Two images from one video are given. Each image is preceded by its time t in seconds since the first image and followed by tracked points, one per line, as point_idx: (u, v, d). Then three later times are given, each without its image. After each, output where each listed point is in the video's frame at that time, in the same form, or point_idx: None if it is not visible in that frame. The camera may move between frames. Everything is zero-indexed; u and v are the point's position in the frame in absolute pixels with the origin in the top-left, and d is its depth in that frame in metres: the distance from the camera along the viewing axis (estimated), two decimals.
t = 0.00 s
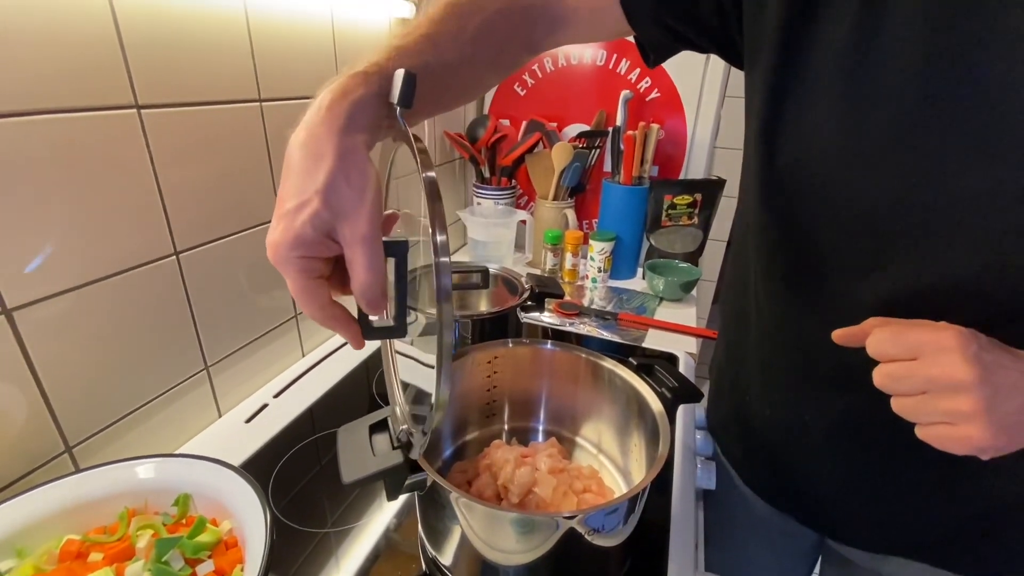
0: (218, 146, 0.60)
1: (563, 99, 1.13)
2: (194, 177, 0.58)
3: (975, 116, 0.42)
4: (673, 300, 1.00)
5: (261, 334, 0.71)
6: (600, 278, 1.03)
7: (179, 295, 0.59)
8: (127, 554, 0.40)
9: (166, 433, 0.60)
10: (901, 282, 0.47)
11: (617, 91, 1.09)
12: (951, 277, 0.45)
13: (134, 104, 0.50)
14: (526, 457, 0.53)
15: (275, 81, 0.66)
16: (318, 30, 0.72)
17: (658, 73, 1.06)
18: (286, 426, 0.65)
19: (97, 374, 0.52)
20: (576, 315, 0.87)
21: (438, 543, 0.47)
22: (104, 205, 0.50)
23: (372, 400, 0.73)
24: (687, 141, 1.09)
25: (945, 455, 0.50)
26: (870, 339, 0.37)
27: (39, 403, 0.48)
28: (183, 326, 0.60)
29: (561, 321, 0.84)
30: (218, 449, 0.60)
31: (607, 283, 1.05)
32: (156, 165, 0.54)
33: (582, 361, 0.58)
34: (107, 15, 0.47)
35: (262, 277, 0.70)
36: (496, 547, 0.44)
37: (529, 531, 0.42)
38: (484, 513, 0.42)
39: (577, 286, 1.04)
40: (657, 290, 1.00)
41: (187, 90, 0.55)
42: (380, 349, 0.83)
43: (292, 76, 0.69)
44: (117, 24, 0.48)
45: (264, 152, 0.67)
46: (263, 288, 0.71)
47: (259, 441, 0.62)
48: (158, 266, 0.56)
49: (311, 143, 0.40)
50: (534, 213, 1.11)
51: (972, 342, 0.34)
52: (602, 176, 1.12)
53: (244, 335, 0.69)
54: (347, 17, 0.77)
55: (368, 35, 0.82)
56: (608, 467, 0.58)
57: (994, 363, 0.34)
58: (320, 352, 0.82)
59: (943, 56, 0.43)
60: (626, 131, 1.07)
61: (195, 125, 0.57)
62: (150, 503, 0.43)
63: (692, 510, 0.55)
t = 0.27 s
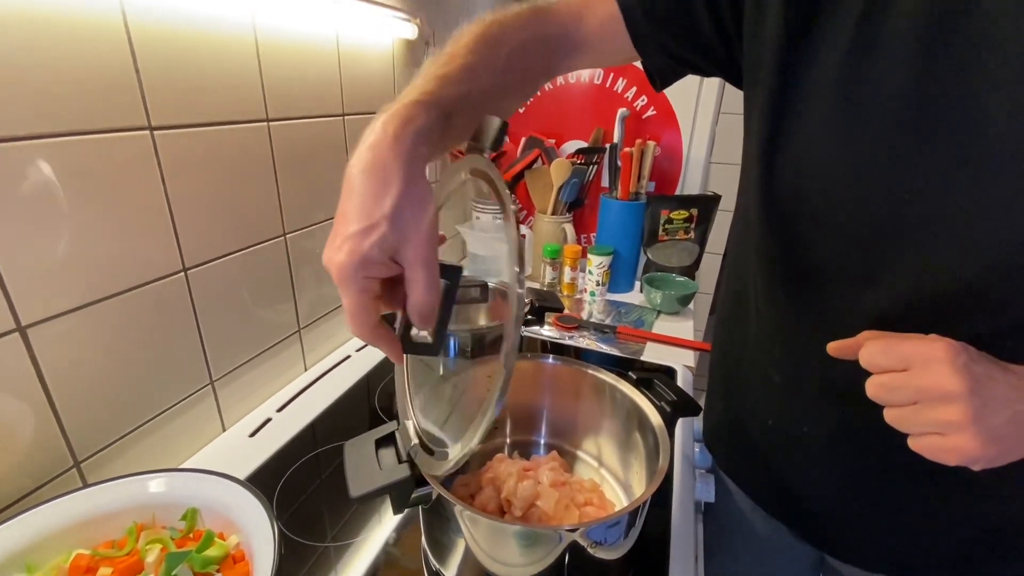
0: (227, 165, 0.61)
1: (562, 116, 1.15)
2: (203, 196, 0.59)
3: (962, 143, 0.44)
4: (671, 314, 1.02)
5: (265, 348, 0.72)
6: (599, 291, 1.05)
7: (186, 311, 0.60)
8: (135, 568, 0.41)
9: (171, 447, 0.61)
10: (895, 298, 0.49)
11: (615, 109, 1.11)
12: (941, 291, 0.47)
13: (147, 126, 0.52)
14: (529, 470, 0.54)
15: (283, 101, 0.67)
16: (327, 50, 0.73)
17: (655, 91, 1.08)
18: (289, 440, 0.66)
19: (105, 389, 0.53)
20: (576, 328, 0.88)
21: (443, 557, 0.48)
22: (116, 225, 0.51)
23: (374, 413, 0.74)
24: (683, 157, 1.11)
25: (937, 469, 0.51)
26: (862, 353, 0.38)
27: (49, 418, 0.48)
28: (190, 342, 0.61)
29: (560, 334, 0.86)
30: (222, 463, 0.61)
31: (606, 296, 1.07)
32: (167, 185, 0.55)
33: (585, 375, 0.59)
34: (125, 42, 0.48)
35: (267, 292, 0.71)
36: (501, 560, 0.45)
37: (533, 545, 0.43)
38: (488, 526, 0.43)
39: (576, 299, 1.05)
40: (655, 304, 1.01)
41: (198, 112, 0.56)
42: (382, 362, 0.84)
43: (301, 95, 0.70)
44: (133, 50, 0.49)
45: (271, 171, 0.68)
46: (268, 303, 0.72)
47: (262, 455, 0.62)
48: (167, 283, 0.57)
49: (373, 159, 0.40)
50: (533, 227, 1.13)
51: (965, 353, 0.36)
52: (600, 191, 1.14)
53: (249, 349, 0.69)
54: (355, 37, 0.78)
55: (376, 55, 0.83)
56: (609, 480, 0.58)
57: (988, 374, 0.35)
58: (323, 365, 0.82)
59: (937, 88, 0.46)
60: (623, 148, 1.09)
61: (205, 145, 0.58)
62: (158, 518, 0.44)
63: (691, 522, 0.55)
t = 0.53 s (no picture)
0: (241, 185, 0.64)
1: (559, 136, 1.19)
2: (219, 215, 0.62)
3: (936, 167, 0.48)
4: (666, 326, 1.04)
5: (273, 361, 0.74)
6: (596, 305, 1.08)
7: (201, 324, 0.62)
8: (154, 571, 0.43)
9: (184, 457, 0.62)
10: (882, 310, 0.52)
11: (610, 129, 1.15)
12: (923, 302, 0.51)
13: (170, 150, 0.55)
14: (530, 477, 0.56)
15: (294, 125, 0.70)
16: (335, 76, 0.76)
17: (648, 112, 1.12)
18: (297, 450, 0.68)
19: (124, 400, 0.55)
20: (574, 341, 0.91)
21: (449, 561, 0.50)
22: (139, 242, 0.53)
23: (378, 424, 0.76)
24: (677, 175, 1.15)
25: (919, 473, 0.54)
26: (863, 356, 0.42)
27: (72, 428, 0.51)
28: (204, 355, 0.63)
29: (559, 346, 0.90)
30: (232, 473, 0.63)
31: (603, 310, 1.09)
32: (187, 204, 0.58)
33: (582, 386, 0.61)
34: (152, 72, 0.51)
35: (276, 307, 0.73)
36: (503, 563, 0.47)
37: (534, 547, 0.45)
38: (493, 531, 0.45)
39: (574, 312, 1.08)
40: (651, 317, 1.04)
41: (217, 136, 0.59)
42: (386, 374, 0.86)
43: (311, 119, 0.73)
44: (160, 79, 0.52)
45: (282, 190, 0.71)
46: (277, 317, 0.74)
47: (272, 464, 0.64)
48: (183, 298, 0.59)
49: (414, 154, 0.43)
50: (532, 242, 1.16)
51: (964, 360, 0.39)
52: (597, 208, 1.18)
53: (258, 362, 0.72)
54: (362, 63, 0.81)
55: (381, 79, 0.86)
56: (607, 488, 0.60)
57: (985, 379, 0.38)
58: (327, 378, 0.84)
59: (912, 118, 0.51)
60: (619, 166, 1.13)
61: (222, 167, 0.61)
62: (175, 524, 0.46)
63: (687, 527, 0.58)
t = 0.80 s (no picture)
0: (247, 209, 0.68)
1: (552, 158, 1.24)
2: (226, 237, 0.65)
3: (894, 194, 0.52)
4: (655, 342, 1.07)
5: (274, 376, 0.77)
6: (588, 321, 1.10)
7: (206, 340, 0.65)
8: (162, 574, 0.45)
9: (187, 469, 0.65)
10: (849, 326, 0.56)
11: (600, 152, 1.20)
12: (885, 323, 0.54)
13: (182, 177, 0.58)
14: (519, 486, 0.59)
15: (298, 151, 0.74)
16: (337, 105, 0.80)
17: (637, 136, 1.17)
18: (296, 462, 0.70)
19: (133, 412, 0.58)
20: (565, 356, 0.95)
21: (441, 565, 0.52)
22: (151, 263, 0.57)
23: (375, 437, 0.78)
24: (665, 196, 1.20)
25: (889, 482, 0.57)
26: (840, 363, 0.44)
27: (84, 439, 0.53)
28: (208, 370, 0.66)
29: (550, 361, 0.93)
30: (233, 484, 0.65)
31: (594, 326, 1.13)
32: (196, 227, 0.61)
33: (569, 399, 0.64)
34: (168, 106, 0.55)
35: (277, 324, 0.77)
36: (492, 566, 0.49)
37: (521, 549, 0.48)
38: (482, 532, 0.48)
39: (566, 328, 1.11)
40: (640, 333, 1.07)
41: (225, 163, 0.63)
42: (382, 389, 0.88)
43: (314, 145, 0.77)
44: (175, 112, 0.56)
45: (286, 212, 0.74)
46: (278, 334, 0.77)
47: (271, 476, 0.67)
48: (190, 315, 0.62)
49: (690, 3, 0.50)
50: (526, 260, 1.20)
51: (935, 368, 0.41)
52: (588, 227, 1.22)
53: (259, 377, 0.74)
54: (363, 92, 0.86)
55: (381, 107, 0.91)
56: (594, 496, 0.63)
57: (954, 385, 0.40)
58: (326, 393, 0.87)
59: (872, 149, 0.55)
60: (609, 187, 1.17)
61: (229, 192, 0.65)
62: (181, 530, 0.49)
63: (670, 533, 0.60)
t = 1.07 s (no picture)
0: (256, 239, 0.74)
1: (542, 185, 1.31)
2: (236, 265, 0.71)
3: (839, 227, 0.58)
4: (641, 360, 1.12)
5: (277, 393, 0.82)
6: (577, 340, 1.16)
7: (216, 360, 0.70)
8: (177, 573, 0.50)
9: (196, 481, 0.69)
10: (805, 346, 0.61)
11: (587, 180, 1.27)
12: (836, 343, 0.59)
13: (199, 211, 0.64)
14: (505, 494, 0.63)
15: (303, 185, 0.81)
16: (340, 141, 0.87)
17: (621, 165, 1.24)
18: (297, 474, 0.74)
19: (149, 426, 0.62)
20: (554, 374, 0.99)
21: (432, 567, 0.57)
22: (169, 290, 0.62)
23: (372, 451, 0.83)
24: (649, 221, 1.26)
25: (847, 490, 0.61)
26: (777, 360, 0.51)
27: (105, 451, 0.58)
28: (217, 387, 0.71)
29: (540, 379, 0.98)
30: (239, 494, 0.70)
31: (583, 344, 1.18)
32: (210, 256, 0.67)
33: (552, 413, 0.69)
34: (189, 149, 0.62)
35: (282, 344, 0.82)
36: (478, 566, 0.54)
37: (504, 550, 0.52)
38: (468, 535, 0.53)
39: (556, 347, 1.16)
40: (626, 351, 1.13)
41: (238, 198, 0.69)
42: (379, 406, 0.93)
43: (318, 179, 0.84)
44: (195, 154, 0.62)
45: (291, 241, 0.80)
46: (282, 353, 0.82)
47: (274, 487, 0.71)
48: (202, 337, 0.68)
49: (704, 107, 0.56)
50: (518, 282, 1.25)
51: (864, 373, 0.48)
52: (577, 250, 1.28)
53: (263, 394, 0.79)
54: (364, 129, 0.92)
55: (380, 142, 0.97)
56: (575, 504, 0.67)
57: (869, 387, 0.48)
58: (326, 409, 0.92)
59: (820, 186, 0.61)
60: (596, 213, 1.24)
61: (240, 223, 0.71)
62: (193, 534, 0.53)
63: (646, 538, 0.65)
